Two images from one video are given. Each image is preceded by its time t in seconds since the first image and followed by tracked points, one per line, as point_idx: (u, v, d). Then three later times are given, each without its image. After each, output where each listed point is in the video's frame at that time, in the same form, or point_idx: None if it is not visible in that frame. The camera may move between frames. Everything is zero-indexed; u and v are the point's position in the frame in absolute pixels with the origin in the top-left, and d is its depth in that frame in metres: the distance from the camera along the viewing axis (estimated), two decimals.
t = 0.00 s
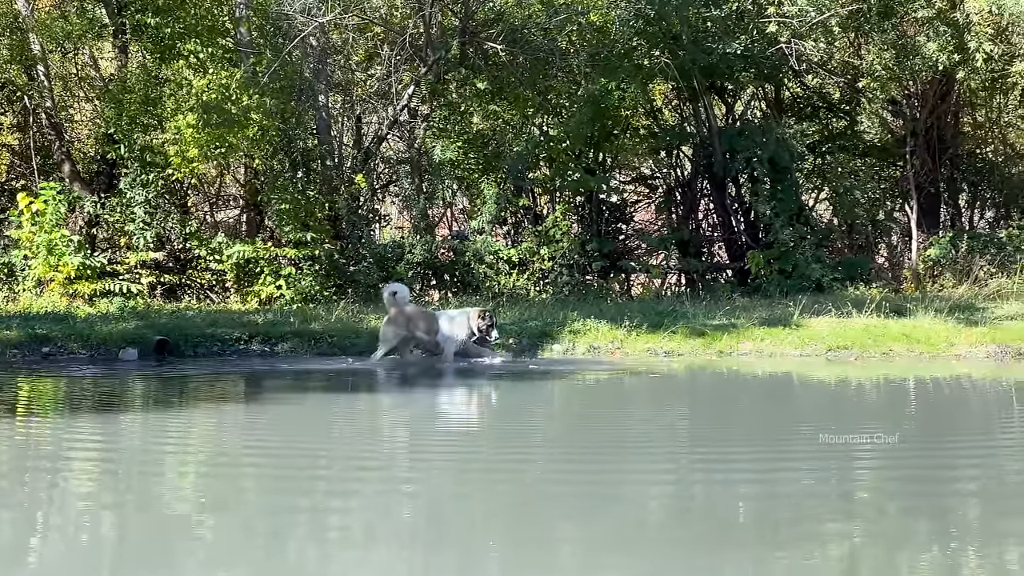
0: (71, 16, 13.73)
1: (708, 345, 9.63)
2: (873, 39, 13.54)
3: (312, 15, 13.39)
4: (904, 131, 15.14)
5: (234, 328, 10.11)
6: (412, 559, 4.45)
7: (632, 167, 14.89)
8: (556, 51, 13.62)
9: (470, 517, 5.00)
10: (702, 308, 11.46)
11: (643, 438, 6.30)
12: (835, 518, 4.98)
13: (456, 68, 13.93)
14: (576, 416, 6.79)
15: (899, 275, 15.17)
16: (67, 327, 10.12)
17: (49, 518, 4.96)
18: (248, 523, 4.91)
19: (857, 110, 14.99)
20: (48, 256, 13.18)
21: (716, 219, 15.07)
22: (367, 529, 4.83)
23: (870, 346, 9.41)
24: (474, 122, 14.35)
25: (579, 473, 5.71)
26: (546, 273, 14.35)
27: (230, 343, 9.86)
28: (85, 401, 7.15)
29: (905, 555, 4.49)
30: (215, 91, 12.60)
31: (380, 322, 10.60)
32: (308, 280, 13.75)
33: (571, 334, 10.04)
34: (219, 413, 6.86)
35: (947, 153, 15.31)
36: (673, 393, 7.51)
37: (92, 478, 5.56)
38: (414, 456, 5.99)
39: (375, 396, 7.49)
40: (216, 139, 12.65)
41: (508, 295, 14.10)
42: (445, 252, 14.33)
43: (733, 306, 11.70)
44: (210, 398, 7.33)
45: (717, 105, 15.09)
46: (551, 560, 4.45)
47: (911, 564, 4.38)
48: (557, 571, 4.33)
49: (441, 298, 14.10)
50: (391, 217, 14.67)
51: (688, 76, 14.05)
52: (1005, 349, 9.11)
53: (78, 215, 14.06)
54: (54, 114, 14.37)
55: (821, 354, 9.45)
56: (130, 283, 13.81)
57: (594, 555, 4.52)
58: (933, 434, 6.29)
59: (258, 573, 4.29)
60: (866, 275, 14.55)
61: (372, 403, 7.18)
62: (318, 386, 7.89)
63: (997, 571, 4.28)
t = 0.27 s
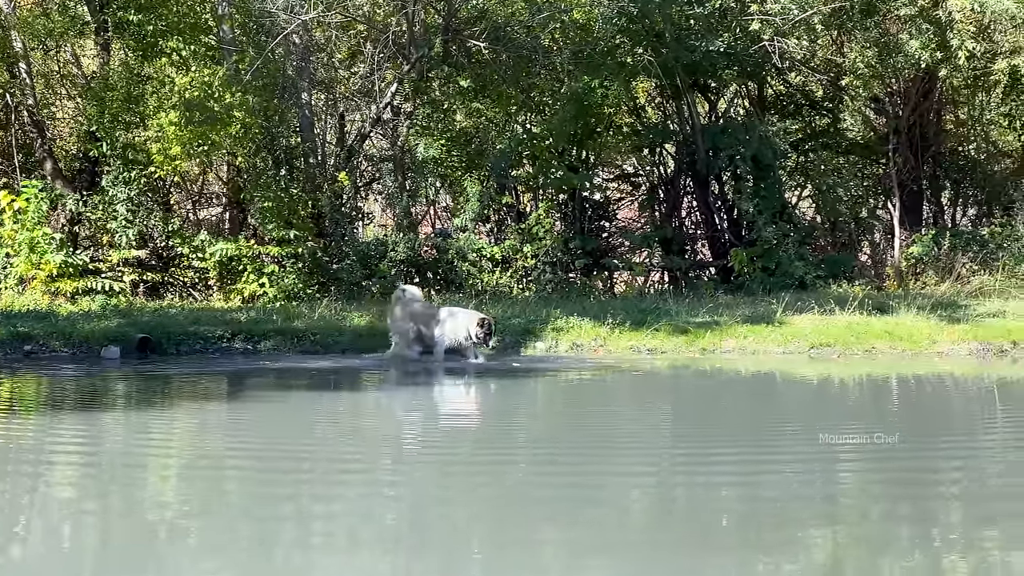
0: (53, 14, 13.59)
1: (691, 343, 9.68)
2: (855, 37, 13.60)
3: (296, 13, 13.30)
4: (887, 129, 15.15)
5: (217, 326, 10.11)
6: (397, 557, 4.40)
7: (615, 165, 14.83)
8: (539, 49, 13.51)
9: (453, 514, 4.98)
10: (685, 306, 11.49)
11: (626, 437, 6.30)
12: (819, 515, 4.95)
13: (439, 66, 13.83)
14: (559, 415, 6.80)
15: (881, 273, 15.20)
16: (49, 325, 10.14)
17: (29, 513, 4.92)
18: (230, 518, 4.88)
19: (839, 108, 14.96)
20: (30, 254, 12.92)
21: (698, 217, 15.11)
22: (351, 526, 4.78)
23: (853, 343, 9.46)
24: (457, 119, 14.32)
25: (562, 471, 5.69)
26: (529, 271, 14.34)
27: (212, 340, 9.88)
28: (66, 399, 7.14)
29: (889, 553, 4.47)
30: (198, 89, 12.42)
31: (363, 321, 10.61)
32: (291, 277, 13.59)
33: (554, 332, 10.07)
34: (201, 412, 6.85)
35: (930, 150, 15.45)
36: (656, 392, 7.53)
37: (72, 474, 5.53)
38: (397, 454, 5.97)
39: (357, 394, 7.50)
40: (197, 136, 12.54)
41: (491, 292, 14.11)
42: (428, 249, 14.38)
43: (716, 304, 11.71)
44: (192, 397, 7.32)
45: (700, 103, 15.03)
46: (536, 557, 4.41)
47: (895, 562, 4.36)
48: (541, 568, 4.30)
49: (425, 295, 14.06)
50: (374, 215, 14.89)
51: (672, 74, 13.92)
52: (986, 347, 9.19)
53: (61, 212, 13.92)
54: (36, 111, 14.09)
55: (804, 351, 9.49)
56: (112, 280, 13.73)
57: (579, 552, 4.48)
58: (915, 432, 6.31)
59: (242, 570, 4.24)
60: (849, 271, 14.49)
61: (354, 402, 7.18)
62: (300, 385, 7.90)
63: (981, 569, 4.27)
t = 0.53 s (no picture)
0: (41, 11, 13.69)
1: (680, 341, 9.67)
2: (843, 34, 13.66)
3: (283, 11, 13.21)
4: (875, 126, 14.99)
5: (205, 324, 10.12)
6: (384, 554, 4.39)
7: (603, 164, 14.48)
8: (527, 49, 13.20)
9: (441, 509, 4.99)
10: (673, 303, 11.51)
11: (613, 433, 6.31)
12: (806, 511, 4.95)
13: (427, 63, 13.78)
14: (546, 412, 6.82)
15: (869, 271, 15.29)
16: (37, 323, 10.16)
17: (19, 509, 4.92)
18: (218, 514, 4.89)
19: (827, 106, 15.01)
20: (17, 252, 12.94)
21: (685, 215, 15.14)
22: (339, 523, 4.76)
23: (841, 341, 9.47)
24: (445, 117, 14.05)
25: (550, 466, 5.70)
26: (518, 268, 14.34)
27: (200, 338, 9.88)
28: (55, 397, 7.15)
29: (876, 549, 4.47)
30: (186, 86, 12.76)
31: (352, 319, 10.63)
32: (280, 276, 13.64)
33: (542, 330, 10.08)
34: (190, 409, 6.86)
35: (918, 147, 15.37)
36: (643, 390, 7.55)
37: (62, 470, 5.53)
38: (386, 450, 5.98)
39: (345, 392, 7.51)
40: (186, 135, 12.89)
41: (479, 290, 14.17)
42: (417, 248, 14.48)
43: (705, 302, 11.72)
44: (181, 395, 7.33)
45: (688, 100, 14.89)
46: (523, 553, 4.40)
47: (882, 558, 4.36)
48: (528, 565, 4.29)
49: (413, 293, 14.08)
50: (363, 213, 14.83)
51: (659, 72, 14.17)
52: (974, 345, 9.21)
53: (49, 211, 14.09)
54: (23, 109, 14.05)
55: (792, 350, 9.51)
56: (100, 278, 13.67)
57: (567, 549, 4.46)
58: (902, 429, 6.31)
59: (229, 568, 4.22)
60: (838, 270, 14.76)
61: (342, 399, 7.20)
62: (289, 383, 7.92)
63: (968, 564, 4.26)
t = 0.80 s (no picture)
0: (32, 9, 13.61)
1: (671, 339, 9.71)
2: (835, 32, 13.71)
3: (274, 10, 13.29)
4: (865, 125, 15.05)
5: (196, 322, 10.13)
6: (375, 552, 4.38)
7: (594, 162, 14.54)
8: (518, 45, 13.39)
9: (432, 505, 5.00)
10: (664, 301, 11.52)
11: (604, 432, 6.32)
12: (798, 510, 4.94)
13: (418, 62, 13.84)
14: (540, 410, 6.84)
15: (861, 269, 15.12)
16: (28, 322, 10.15)
17: (11, 505, 4.93)
18: (210, 511, 4.90)
19: (818, 103, 15.00)
20: (9, 250, 12.88)
21: (677, 212, 15.03)
22: (331, 521, 4.76)
23: (832, 338, 9.48)
24: (437, 115, 14.31)
25: (542, 463, 5.71)
26: (509, 266, 14.37)
27: (191, 336, 9.90)
28: (46, 396, 7.17)
29: (868, 547, 4.46)
30: (177, 85, 12.67)
31: (343, 317, 10.64)
32: (271, 274, 13.66)
33: (534, 328, 10.08)
34: (181, 408, 6.88)
35: (909, 145, 15.33)
36: (635, 388, 7.56)
37: (55, 467, 5.55)
38: (377, 447, 6.00)
39: (337, 390, 7.53)
40: (177, 133, 12.77)
41: (471, 288, 14.13)
42: (408, 246, 14.41)
43: (696, 299, 11.74)
44: (172, 394, 7.35)
45: (681, 99, 14.87)
46: (515, 551, 4.39)
47: (873, 556, 4.36)
48: (521, 562, 4.29)
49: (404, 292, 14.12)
50: (353, 211, 14.60)
51: (650, 69, 13.93)
52: (966, 343, 9.21)
53: (40, 209, 13.98)
54: (14, 107, 14.02)
55: (783, 347, 9.53)
56: (92, 277, 13.75)
57: (558, 547, 4.45)
58: (893, 428, 6.31)
59: (221, 566, 4.22)
60: (829, 268, 14.59)
61: (334, 398, 7.22)
62: (280, 382, 7.94)
63: (959, 562, 4.27)
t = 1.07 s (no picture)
0: (25, 7, 13.49)
1: (666, 338, 9.71)
2: (829, 31, 13.72)
3: (269, 9, 12.98)
4: (860, 123, 15.04)
5: (191, 321, 10.12)
6: (369, 550, 4.37)
7: (588, 161, 14.62)
8: (513, 44, 13.33)
9: (428, 502, 5.00)
10: (659, 300, 11.52)
11: (599, 430, 6.33)
12: (794, 508, 4.92)
13: (412, 61, 13.84)
14: (535, 409, 6.85)
15: (856, 267, 15.04)
16: (22, 321, 10.14)
17: (7, 504, 4.93)
18: (205, 509, 4.90)
19: (813, 103, 14.87)
20: (3, 249, 12.95)
21: (672, 211, 15.02)
22: (325, 520, 4.75)
23: (826, 337, 9.48)
24: (432, 114, 14.31)
25: (537, 460, 5.71)
26: (504, 265, 14.34)
27: (186, 335, 9.90)
28: (41, 395, 7.16)
29: (863, 545, 4.46)
30: (171, 84, 12.66)
31: (337, 316, 10.64)
32: (265, 273, 13.57)
33: (528, 327, 10.09)
34: (176, 407, 6.88)
35: (904, 144, 15.32)
36: (630, 387, 7.57)
37: (50, 466, 5.55)
38: (373, 446, 6.00)
39: (332, 389, 7.53)
40: (172, 133, 12.76)
41: (466, 287, 14.00)
42: (403, 245, 14.36)
43: (691, 298, 11.74)
44: (167, 393, 7.35)
45: (676, 98, 14.91)
46: (509, 550, 4.38)
47: (868, 554, 4.35)
48: (516, 559, 4.30)
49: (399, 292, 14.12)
50: (348, 210, 14.63)
51: (644, 68, 13.93)
52: (961, 341, 9.21)
53: (34, 208, 13.95)
54: (8, 106, 14.02)
55: (778, 346, 9.53)
56: (87, 276, 13.72)
57: (553, 546, 4.44)
58: (888, 426, 6.30)
59: (215, 565, 4.21)
60: (824, 266, 14.58)
61: (328, 397, 7.22)
62: (275, 381, 7.94)
63: (953, 560, 4.26)
